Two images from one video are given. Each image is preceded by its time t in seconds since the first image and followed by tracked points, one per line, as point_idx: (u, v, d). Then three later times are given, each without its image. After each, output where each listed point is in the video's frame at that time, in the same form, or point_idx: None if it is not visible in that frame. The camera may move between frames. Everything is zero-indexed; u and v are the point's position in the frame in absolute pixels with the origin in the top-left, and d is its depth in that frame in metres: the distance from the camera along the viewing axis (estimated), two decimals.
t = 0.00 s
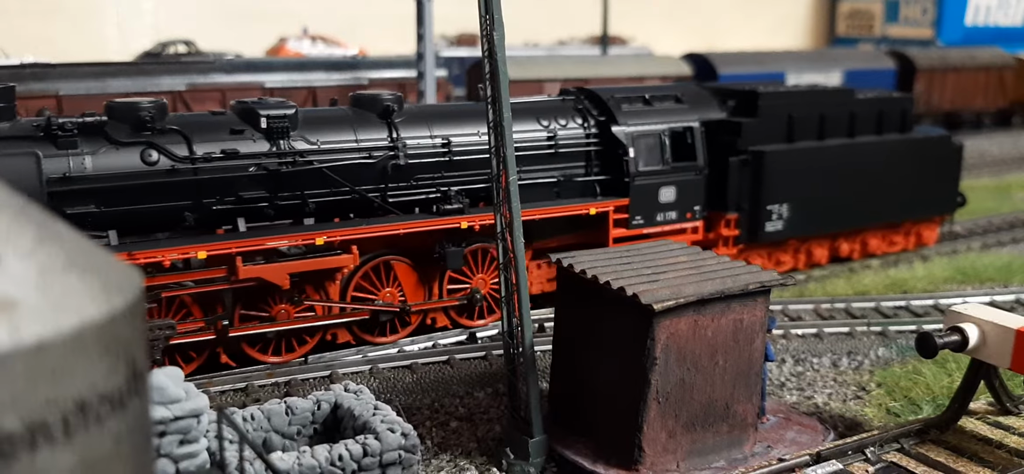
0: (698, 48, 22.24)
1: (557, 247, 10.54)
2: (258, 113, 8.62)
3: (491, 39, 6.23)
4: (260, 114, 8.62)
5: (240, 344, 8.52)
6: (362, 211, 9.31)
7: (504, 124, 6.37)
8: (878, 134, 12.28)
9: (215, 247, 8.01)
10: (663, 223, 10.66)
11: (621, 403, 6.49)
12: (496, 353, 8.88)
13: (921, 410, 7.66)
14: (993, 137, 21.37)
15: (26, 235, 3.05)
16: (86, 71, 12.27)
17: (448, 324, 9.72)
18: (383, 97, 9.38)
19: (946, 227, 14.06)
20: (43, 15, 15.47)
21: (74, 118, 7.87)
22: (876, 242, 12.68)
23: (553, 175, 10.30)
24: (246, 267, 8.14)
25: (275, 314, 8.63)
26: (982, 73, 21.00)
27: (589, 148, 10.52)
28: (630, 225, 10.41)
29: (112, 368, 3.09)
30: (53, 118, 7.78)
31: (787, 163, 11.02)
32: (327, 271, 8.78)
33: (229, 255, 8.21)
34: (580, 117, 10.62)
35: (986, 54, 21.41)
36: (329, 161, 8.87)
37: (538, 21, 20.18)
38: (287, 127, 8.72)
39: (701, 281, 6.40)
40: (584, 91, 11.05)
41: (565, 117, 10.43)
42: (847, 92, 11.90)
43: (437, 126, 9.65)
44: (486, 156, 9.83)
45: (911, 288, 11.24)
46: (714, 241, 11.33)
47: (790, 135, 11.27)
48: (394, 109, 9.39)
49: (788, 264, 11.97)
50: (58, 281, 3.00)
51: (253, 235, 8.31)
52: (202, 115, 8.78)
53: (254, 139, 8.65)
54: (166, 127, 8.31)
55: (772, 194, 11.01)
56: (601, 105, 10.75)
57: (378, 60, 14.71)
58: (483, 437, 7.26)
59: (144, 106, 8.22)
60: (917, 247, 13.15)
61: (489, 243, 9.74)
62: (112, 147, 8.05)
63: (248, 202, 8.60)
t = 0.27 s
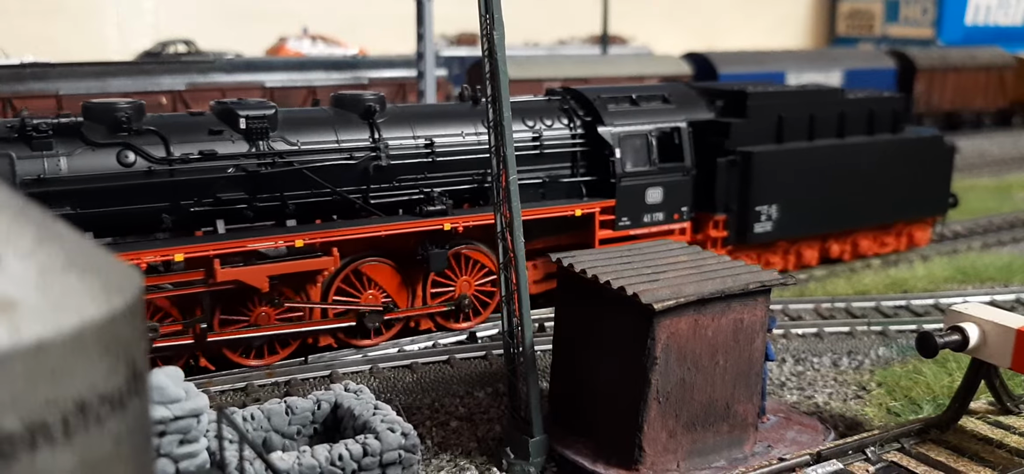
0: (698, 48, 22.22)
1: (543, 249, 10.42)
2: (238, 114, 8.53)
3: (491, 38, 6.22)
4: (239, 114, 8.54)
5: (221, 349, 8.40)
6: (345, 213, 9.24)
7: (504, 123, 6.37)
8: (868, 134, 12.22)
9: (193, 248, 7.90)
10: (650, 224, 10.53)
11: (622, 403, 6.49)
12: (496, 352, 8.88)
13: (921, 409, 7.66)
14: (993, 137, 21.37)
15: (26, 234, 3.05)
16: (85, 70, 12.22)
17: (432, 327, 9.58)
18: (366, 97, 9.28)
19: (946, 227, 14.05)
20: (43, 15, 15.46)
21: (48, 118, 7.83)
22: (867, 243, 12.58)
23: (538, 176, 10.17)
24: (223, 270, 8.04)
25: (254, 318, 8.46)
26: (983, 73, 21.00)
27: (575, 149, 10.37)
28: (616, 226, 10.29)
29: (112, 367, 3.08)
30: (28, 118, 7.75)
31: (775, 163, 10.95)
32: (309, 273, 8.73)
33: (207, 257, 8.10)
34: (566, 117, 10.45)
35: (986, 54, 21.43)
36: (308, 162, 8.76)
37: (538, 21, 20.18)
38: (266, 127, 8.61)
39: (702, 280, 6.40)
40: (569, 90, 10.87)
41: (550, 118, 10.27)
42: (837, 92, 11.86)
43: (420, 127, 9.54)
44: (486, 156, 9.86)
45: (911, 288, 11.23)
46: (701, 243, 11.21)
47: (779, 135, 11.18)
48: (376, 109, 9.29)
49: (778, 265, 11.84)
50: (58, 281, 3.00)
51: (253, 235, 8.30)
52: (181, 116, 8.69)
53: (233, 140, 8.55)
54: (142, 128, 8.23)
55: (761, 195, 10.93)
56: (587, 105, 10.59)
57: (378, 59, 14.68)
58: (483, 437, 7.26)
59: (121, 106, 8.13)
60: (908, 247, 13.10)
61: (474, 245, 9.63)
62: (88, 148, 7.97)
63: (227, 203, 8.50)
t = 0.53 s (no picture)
0: (698, 48, 22.21)
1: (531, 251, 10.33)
2: (217, 115, 8.46)
3: (491, 38, 6.22)
4: (218, 115, 8.46)
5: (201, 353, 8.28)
6: (327, 215, 9.16)
7: (504, 122, 6.37)
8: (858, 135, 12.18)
9: (172, 251, 7.79)
10: (636, 226, 10.49)
11: (622, 403, 6.49)
12: (496, 352, 8.88)
13: (921, 409, 7.66)
14: (994, 136, 21.38)
15: (26, 234, 3.05)
16: (85, 70, 12.21)
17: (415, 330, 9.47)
18: (349, 98, 9.24)
19: (946, 227, 14.05)
20: (42, 15, 15.46)
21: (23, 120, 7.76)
22: (857, 244, 12.51)
23: (522, 177, 10.12)
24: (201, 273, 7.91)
25: (234, 322, 8.48)
26: (983, 73, 21.00)
27: (560, 150, 10.33)
28: (603, 228, 10.26)
29: (111, 367, 3.08)
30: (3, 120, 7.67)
31: (763, 163, 10.88)
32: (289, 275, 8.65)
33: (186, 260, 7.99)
34: (552, 117, 10.39)
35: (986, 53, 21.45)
36: (289, 163, 8.73)
37: (539, 21, 20.19)
38: (246, 128, 8.56)
39: (701, 280, 6.40)
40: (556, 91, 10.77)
41: (535, 118, 10.21)
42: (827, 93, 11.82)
43: (403, 128, 9.52)
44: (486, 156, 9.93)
45: (911, 287, 11.24)
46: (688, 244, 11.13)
47: (768, 136, 11.16)
48: (358, 110, 9.22)
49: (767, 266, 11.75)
50: (58, 280, 3.00)
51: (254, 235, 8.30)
52: (158, 117, 8.62)
53: (212, 141, 8.51)
54: (119, 129, 8.15)
55: (749, 196, 10.87)
56: (572, 105, 10.55)
57: (378, 59, 14.67)
58: (483, 437, 7.26)
59: (98, 107, 8.06)
60: (899, 248, 13.07)
61: (460, 247, 9.49)
62: (65, 150, 7.89)
63: (206, 205, 8.44)
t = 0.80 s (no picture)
0: (698, 47, 22.18)
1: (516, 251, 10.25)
2: (195, 115, 8.30)
3: (491, 37, 6.22)
4: (197, 115, 8.30)
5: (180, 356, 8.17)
6: (309, 216, 9.04)
7: (504, 121, 6.36)
8: (849, 135, 12.13)
9: (149, 253, 7.65)
10: (624, 227, 10.39)
11: (622, 403, 6.48)
12: (496, 351, 8.88)
13: (921, 409, 7.66)
14: (993, 136, 21.39)
15: (26, 234, 3.04)
16: (85, 70, 12.18)
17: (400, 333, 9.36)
18: (330, 98, 9.08)
19: (946, 227, 14.04)
20: (42, 15, 15.43)
21: None
22: (847, 246, 12.42)
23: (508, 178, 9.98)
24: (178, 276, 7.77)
25: (214, 324, 8.28)
26: (982, 73, 21.00)
27: (547, 150, 10.18)
28: (589, 229, 10.15)
29: (112, 367, 3.08)
30: None
31: (750, 163, 10.82)
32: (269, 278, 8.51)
33: (163, 262, 7.85)
34: (538, 118, 10.26)
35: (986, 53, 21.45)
36: (269, 164, 8.59)
37: (539, 21, 20.17)
38: (225, 129, 8.40)
39: (701, 279, 6.40)
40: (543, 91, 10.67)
41: (522, 119, 10.06)
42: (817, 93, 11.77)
43: (385, 128, 9.37)
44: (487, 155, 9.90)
45: (912, 286, 11.25)
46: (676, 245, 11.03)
47: (757, 137, 11.10)
48: (340, 110, 9.10)
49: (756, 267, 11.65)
50: (58, 280, 3.00)
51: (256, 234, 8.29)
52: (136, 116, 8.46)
53: (191, 142, 8.36)
54: (96, 130, 7.98)
55: (737, 197, 10.78)
56: (558, 106, 10.43)
57: (378, 58, 14.66)
58: (483, 437, 7.26)
59: (75, 108, 7.87)
60: (891, 249, 12.98)
61: (447, 250, 9.40)
62: (41, 151, 7.72)
63: (185, 207, 8.29)
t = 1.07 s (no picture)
0: (698, 47, 22.18)
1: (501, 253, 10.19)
2: (174, 116, 8.20)
3: (491, 38, 6.22)
4: (176, 116, 8.20)
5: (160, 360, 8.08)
6: (292, 218, 8.92)
7: (504, 121, 6.37)
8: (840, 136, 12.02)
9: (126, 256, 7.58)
10: (610, 229, 10.32)
11: (622, 403, 6.48)
12: (496, 351, 8.89)
13: (921, 408, 7.67)
14: (994, 135, 21.40)
15: (27, 234, 3.05)
16: (85, 70, 12.18)
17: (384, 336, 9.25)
18: (312, 99, 8.94)
19: (946, 226, 14.03)
20: (42, 15, 15.45)
21: None
22: (838, 247, 12.34)
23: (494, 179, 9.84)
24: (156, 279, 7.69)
25: (193, 328, 8.18)
26: (982, 72, 21.00)
27: (532, 152, 10.01)
28: (575, 231, 10.04)
29: (111, 367, 3.08)
30: None
31: (738, 167, 10.66)
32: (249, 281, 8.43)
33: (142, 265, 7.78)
34: (522, 119, 10.12)
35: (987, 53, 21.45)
36: (248, 165, 8.43)
37: (538, 20, 20.18)
38: (204, 130, 8.28)
39: (701, 279, 6.40)
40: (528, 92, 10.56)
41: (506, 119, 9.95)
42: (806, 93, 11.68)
43: (368, 129, 9.20)
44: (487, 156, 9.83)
45: (912, 286, 11.26)
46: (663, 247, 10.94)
47: (745, 138, 10.99)
48: (321, 111, 8.92)
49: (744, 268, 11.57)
50: (58, 280, 3.00)
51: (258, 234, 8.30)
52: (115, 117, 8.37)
53: (169, 143, 8.26)
54: (74, 131, 7.88)
55: (726, 198, 10.68)
56: (544, 106, 10.29)
57: (378, 58, 14.66)
58: (483, 436, 7.26)
59: (52, 109, 7.80)
60: (882, 250, 12.90)
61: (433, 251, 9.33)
62: (17, 154, 7.65)
63: (163, 209, 8.17)
